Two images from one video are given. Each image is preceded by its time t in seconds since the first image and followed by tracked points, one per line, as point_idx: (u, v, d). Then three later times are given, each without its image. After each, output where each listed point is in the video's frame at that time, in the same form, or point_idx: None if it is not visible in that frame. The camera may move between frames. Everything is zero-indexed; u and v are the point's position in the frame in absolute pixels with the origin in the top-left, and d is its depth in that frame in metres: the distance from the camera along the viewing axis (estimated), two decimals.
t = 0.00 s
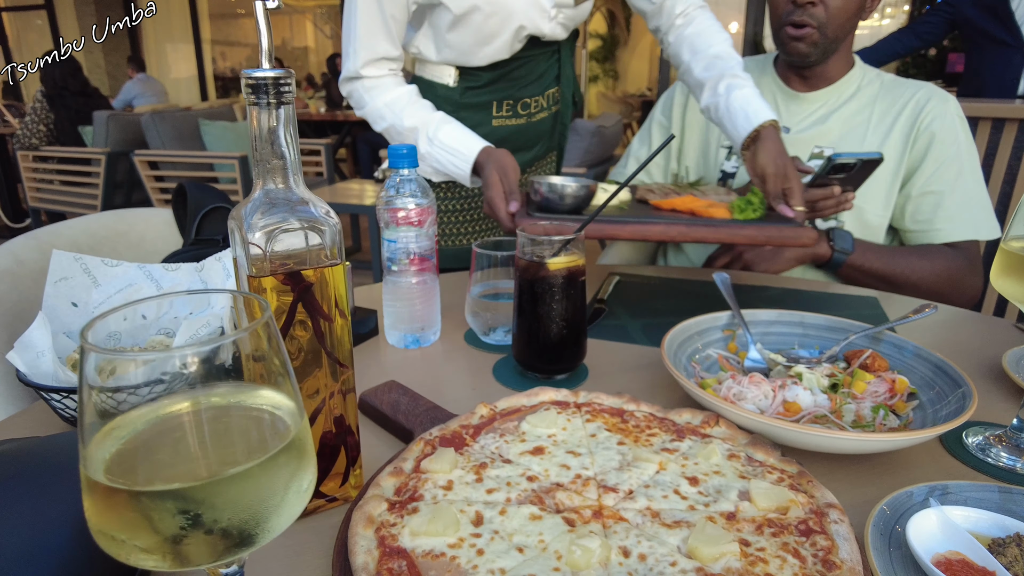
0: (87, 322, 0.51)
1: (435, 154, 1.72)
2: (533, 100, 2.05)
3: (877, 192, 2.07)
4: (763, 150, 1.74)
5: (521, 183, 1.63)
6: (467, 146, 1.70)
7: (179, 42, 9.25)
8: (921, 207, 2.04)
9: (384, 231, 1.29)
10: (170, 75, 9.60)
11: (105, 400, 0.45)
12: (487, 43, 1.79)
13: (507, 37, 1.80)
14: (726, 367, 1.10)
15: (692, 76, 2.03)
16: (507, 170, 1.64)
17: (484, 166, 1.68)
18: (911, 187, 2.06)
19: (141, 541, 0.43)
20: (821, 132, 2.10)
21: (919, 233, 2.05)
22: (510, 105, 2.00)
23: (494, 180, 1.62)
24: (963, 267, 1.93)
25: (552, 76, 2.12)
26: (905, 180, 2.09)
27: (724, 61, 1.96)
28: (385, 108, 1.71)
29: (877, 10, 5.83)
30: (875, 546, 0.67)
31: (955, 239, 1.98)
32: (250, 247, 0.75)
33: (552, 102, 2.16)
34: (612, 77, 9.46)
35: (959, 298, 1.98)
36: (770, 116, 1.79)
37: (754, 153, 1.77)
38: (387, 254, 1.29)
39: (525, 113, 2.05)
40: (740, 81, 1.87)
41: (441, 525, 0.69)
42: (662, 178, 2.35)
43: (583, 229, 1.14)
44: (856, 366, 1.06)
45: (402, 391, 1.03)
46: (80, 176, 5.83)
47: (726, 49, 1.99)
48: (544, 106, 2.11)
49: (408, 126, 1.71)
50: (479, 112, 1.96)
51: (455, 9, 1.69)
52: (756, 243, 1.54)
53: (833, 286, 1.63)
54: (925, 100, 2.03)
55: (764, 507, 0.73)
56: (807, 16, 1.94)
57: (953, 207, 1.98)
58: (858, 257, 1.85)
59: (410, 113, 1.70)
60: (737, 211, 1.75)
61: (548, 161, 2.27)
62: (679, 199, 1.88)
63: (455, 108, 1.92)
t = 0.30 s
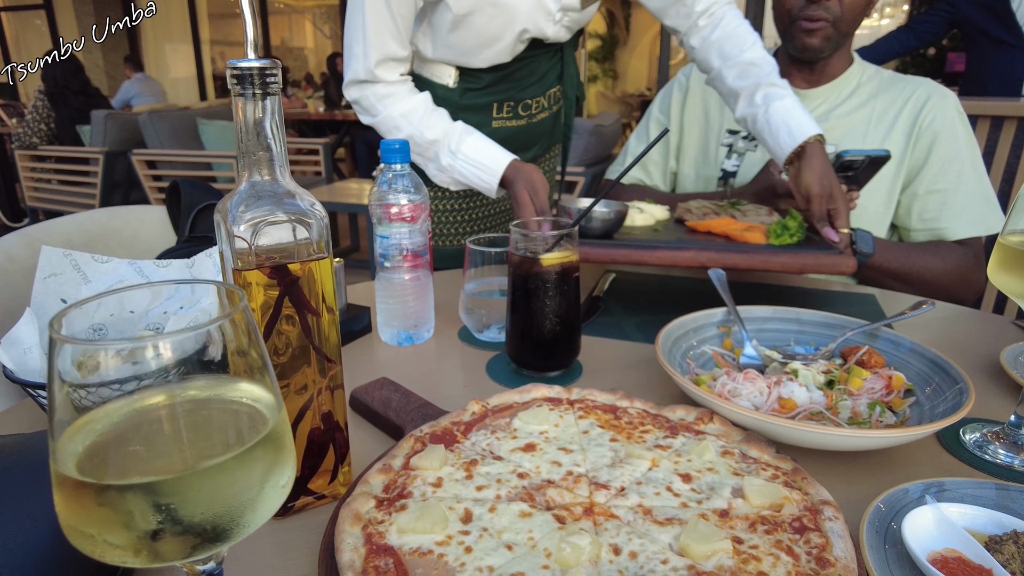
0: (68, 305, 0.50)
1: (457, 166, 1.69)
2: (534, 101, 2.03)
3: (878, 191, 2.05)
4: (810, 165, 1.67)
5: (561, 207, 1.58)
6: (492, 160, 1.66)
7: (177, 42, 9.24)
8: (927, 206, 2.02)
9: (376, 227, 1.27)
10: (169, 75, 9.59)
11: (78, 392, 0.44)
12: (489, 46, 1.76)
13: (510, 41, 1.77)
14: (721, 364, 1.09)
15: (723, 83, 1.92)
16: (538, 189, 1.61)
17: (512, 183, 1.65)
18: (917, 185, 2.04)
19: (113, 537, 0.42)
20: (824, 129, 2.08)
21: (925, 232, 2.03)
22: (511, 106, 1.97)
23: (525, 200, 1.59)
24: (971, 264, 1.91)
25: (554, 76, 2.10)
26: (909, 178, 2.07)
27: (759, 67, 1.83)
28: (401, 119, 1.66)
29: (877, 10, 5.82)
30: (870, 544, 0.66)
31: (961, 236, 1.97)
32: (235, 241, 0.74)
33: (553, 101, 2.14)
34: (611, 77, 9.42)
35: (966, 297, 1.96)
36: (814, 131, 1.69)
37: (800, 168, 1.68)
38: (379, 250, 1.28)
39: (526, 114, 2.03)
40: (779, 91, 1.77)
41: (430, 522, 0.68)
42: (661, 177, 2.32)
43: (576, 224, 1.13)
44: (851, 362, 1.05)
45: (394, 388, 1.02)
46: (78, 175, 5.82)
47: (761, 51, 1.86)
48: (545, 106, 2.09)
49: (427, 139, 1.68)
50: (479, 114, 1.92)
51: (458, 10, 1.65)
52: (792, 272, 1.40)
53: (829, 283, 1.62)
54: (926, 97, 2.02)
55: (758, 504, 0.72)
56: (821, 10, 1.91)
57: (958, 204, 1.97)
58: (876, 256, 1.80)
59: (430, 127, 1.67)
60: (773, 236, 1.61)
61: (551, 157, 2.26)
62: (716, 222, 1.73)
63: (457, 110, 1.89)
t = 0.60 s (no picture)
0: (48, 297, 0.49)
1: (475, 172, 1.69)
2: (531, 102, 2.00)
3: (874, 190, 2.05)
4: (839, 183, 1.54)
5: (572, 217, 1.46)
6: (509, 164, 1.66)
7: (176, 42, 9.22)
8: (923, 205, 2.00)
9: (368, 225, 1.26)
10: (167, 75, 9.57)
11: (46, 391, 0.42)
12: (484, 48, 1.74)
13: (506, 43, 1.74)
14: (714, 362, 1.08)
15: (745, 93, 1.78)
16: (556, 197, 1.58)
17: (532, 191, 1.65)
18: (913, 184, 2.02)
19: (83, 540, 0.41)
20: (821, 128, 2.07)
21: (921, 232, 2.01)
22: (507, 107, 1.94)
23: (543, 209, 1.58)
24: (966, 263, 1.89)
25: (552, 76, 2.06)
26: (906, 178, 2.06)
27: (783, 76, 1.68)
28: (416, 125, 1.66)
29: (876, 9, 5.81)
30: (864, 544, 0.65)
31: (958, 236, 1.95)
32: (220, 237, 0.72)
33: (551, 102, 2.10)
34: (611, 77, 9.41)
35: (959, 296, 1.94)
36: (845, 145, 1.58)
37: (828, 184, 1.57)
38: (371, 249, 1.27)
39: (523, 115, 2.00)
40: (807, 103, 1.65)
41: (416, 522, 0.67)
42: (657, 175, 2.31)
43: (568, 222, 1.13)
44: (846, 360, 1.04)
45: (384, 388, 1.02)
46: (76, 175, 5.80)
47: (785, 57, 1.70)
48: (542, 107, 2.06)
49: (444, 146, 1.68)
50: (476, 115, 1.91)
51: (454, 10, 1.62)
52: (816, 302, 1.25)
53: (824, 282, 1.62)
54: (924, 96, 2.00)
55: (750, 504, 0.71)
56: (824, 17, 1.89)
57: (955, 204, 1.96)
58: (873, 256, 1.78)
59: (446, 132, 1.67)
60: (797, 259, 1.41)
61: (549, 155, 2.24)
62: (740, 234, 1.56)
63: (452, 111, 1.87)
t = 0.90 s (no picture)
0: (27, 296, 0.50)
1: (482, 176, 1.68)
2: (525, 103, 1.95)
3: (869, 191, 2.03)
4: (860, 197, 1.46)
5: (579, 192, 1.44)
6: (520, 170, 1.66)
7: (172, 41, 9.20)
8: (918, 207, 1.98)
9: (356, 224, 1.25)
10: (163, 74, 9.54)
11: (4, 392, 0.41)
12: (475, 50, 1.71)
13: (498, 47, 1.71)
14: (705, 362, 1.07)
15: (757, 105, 1.63)
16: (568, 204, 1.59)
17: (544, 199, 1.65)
18: (909, 185, 2.00)
19: (42, 546, 0.40)
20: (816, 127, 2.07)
21: (916, 234, 1.97)
22: (501, 108, 1.90)
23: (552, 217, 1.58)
24: (959, 265, 1.83)
25: (547, 77, 2.01)
26: (902, 180, 2.04)
27: (801, 84, 1.53)
28: (423, 129, 1.64)
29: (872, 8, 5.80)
30: (852, 548, 0.64)
31: (953, 237, 1.91)
32: (199, 237, 0.71)
33: (546, 102, 2.05)
34: (608, 76, 9.40)
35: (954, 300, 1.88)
36: (867, 157, 1.47)
37: (849, 200, 1.49)
38: (359, 248, 1.25)
39: (517, 116, 1.96)
40: (825, 112, 1.52)
41: (397, 526, 0.66)
42: (652, 176, 2.29)
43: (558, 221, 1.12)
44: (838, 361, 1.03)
45: (371, 389, 1.01)
46: (71, 175, 5.78)
47: (801, 63, 1.54)
48: (536, 108, 2.01)
49: (451, 149, 1.66)
50: (468, 115, 1.88)
51: (445, 11, 1.60)
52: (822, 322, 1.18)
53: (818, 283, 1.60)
54: (920, 96, 2.00)
55: (737, 507, 0.70)
56: (819, 25, 1.87)
57: (950, 206, 1.93)
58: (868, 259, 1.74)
59: (455, 135, 1.65)
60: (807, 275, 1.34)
61: (545, 155, 2.19)
62: (754, 248, 1.46)
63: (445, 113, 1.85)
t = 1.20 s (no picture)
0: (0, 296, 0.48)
1: (474, 179, 1.66)
2: (515, 105, 1.92)
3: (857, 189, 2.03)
4: (854, 210, 1.41)
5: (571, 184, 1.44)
6: (512, 174, 1.64)
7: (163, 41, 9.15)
8: (906, 205, 1.98)
9: (338, 225, 1.24)
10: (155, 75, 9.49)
11: None
12: (464, 53, 1.69)
13: (487, 50, 1.70)
14: (688, 362, 1.07)
15: (751, 112, 1.62)
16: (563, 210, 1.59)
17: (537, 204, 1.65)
18: (896, 184, 2.00)
19: None
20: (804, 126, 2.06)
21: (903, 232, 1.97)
22: (491, 109, 1.87)
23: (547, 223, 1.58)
24: (947, 263, 1.83)
25: (539, 79, 1.98)
26: (889, 178, 2.04)
27: (795, 91, 1.51)
28: (416, 130, 1.63)
29: (863, 8, 5.83)
30: (831, 550, 0.63)
31: (941, 236, 1.92)
32: (168, 238, 0.69)
33: (538, 104, 2.02)
34: (601, 76, 9.40)
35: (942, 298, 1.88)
36: (861, 166, 1.43)
37: (842, 212, 1.44)
38: (341, 249, 1.23)
39: (507, 117, 1.93)
40: (820, 120, 1.49)
41: (370, 531, 0.65)
42: (640, 175, 2.28)
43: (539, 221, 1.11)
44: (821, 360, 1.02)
45: (350, 390, 1.00)
46: (62, 175, 5.73)
47: (797, 69, 1.52)
48: (527, 110, 1.98)
49: (445, 151, 1.64)
50: (457, 115, 1.85)
51: (434, 13, 1.57)
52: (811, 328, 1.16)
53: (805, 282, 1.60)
54: (907, 94, 1.99)
55: (715, 510, 0.69)
56: (804, 25, 1.87)
57: (937, 204, 1.93)
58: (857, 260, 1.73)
59: (447, 137, 1.63)
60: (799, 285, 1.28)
61: (537, 156, 2.17)
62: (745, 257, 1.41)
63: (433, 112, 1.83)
